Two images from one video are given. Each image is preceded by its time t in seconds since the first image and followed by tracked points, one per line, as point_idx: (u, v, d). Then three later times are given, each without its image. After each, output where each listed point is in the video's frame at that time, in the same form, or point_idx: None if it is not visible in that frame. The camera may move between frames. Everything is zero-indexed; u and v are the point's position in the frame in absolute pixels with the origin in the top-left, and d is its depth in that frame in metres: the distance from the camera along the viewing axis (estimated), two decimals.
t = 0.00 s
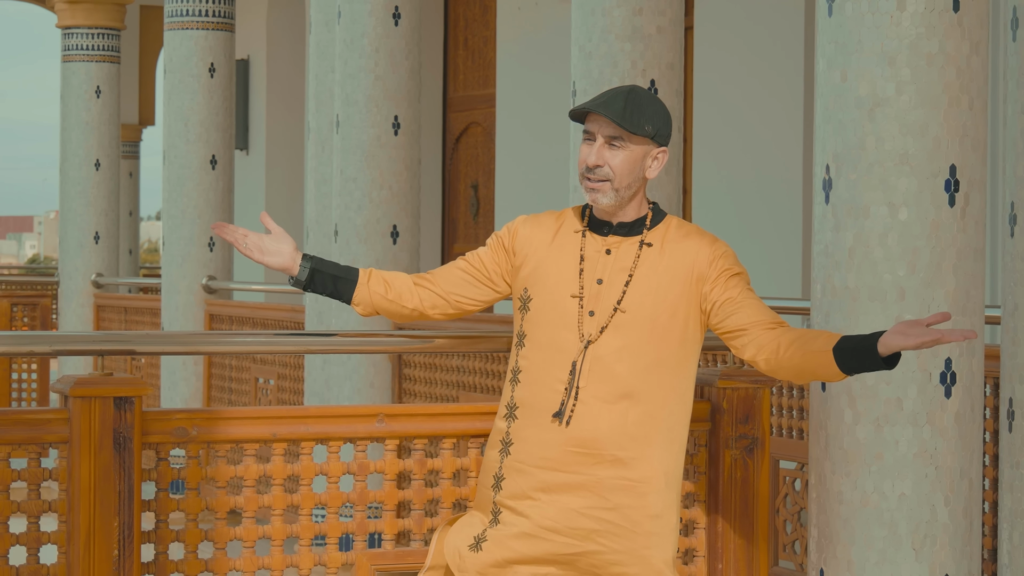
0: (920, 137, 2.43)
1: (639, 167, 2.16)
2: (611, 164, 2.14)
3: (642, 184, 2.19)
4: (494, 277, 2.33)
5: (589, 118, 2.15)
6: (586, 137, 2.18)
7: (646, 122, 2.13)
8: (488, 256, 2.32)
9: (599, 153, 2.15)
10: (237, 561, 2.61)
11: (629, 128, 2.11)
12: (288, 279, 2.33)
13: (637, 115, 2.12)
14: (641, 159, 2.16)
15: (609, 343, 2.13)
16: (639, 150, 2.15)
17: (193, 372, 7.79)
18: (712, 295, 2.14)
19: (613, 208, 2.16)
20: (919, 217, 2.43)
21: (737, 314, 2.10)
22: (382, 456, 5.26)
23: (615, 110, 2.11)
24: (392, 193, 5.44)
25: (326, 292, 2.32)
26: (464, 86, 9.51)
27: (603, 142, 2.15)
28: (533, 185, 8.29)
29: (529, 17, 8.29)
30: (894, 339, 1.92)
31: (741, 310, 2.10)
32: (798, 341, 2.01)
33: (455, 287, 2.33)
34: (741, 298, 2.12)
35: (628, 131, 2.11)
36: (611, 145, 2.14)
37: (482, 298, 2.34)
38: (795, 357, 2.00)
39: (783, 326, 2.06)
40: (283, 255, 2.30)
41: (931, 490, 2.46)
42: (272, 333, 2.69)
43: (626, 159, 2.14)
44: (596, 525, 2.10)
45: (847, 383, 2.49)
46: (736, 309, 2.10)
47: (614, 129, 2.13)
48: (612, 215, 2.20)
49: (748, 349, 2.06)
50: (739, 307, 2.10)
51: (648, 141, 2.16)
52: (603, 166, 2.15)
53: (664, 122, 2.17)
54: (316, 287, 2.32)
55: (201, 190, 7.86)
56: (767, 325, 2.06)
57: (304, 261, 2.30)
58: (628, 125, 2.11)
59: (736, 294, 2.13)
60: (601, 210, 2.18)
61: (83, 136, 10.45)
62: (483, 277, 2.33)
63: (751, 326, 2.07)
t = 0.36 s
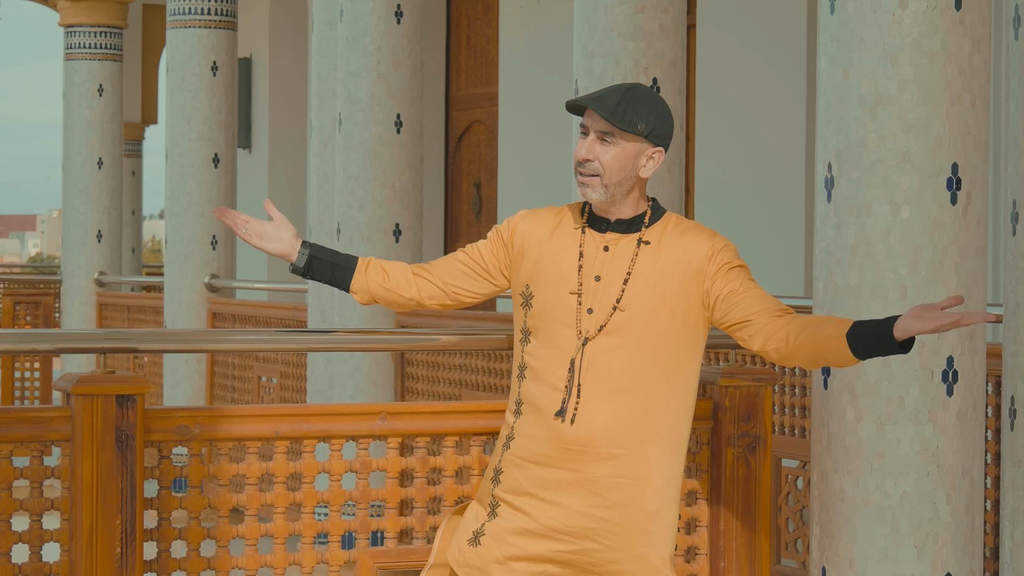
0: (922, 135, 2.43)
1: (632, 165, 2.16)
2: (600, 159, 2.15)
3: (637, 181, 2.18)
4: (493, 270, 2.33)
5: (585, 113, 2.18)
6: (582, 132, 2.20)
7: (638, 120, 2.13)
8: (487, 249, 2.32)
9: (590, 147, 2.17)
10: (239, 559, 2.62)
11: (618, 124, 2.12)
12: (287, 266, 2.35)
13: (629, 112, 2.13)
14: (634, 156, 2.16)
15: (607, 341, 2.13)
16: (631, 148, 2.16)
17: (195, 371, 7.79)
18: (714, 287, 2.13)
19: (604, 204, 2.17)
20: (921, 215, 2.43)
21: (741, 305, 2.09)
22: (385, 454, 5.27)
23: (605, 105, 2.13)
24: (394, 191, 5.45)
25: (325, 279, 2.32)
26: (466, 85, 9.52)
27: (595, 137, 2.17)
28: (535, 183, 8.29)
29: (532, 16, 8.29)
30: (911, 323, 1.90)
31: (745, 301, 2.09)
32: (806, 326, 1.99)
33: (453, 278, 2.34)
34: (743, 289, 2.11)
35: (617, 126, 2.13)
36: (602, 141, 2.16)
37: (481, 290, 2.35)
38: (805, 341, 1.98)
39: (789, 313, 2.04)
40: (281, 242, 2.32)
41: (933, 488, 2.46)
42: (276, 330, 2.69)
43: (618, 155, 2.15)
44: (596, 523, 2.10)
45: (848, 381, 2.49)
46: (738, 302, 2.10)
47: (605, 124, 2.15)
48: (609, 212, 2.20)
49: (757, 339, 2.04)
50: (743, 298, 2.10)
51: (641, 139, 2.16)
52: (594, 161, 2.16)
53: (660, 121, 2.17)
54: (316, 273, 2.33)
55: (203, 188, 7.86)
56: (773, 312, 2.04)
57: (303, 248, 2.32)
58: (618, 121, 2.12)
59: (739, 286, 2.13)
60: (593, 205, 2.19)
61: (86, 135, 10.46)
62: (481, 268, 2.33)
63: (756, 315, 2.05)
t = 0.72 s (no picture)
0: (927, 135, 2.43)
1: (633, 165, 2.15)
2: (602, 159, 2.15)
3: (637, 182, 2.18)
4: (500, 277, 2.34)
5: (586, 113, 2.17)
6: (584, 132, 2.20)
7: (640, 121, 2.13)
8: (492, 256, 2.33)
9: (591, 147, 2.16)
10: (244, 559, 2.62)
11: (619, 125, 2.12)
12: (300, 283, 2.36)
13: (631, 113, 2.13)
14: (635, 157, 2.16)
15: (611, 340, 2.13)
16: (632, 148, 2.15)
17: (200, 371, 7.80)
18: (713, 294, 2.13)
19: (605, 204, 2.17)
20: (926, 215, 2.43)
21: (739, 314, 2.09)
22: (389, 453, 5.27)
23: (607, 105, 2.12)
24: (399, 191, 5.45)
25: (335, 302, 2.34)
26: (471, 84, 9.52)
27: (596, 138, 2.16)
28: (539, 183, 8.29)
29: (536, 15, 8.29)
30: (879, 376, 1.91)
31: (743, 310, 2.09)
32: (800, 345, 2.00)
33: (461, 289, 2.33)
34: (741, 297, 2.11)
35: (618, 127, 2.12)
36: (603, 140, 2.16)
37: (489, 299, 2.35)
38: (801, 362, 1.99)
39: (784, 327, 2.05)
40: (291, 268, 2.31)
41: (938, 488, 2.46)
42: (280, 330, 2.69)
43: (619, 155, 2.15)
44: (601, 523, 2.10)
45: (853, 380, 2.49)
46: (736, 310, 2.10)
47: (606, 124, 2.15)
48: (610, 212, 2.20)
49: (753, 353, 2.06)
50: (741, 306, 2.09)
51: (642, 140, 2.16)
52: (595, 160, 2.16)
53: (662, 122, 2.16)
54: (325, 297, 2.34)
55: (208, 188, 7.86)
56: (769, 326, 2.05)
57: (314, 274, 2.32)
58: (619, 122, 2.12)
59: (737, 292, 2.12)
60: (594, 206, 2.19)
61: (91, 134, 10.48)
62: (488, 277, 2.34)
63: (752, 328, 2.06)
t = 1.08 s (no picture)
0: (932, 136, 2.43)
1: (626, 162, 2.14)
2: (596, 149, 2.15)
3: (632, 181, 2.16)
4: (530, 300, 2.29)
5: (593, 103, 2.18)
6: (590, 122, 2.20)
7: (640, 118, 2.13)
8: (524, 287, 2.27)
9: (590, 136, 2.16)
10: (249, 559, 2.62)
11: (617, 116, 2.12)
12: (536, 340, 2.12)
13: (631, 108, 2.13)
14: (631, 154, 2.14)
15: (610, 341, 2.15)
16: (629, 144, 2.14)
17: (204, 371, 7.81)
18: (689, 314, 2.14)
19: (598, 197, 2.17)
20: (931, 215, 2.43)
21: (703, 343, 2.12)
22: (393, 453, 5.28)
23: (610, 97, 2.13)
24: (403, 191, 5.46)
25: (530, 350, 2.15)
26: (474, 84, 9.52)
27: (597, 128, 2.16)
28: (543, 183, 8.29)
29: (540, 15, 8.29)
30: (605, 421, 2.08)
31: (709, 342, 2.12)
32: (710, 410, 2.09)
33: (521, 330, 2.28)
34: (710, 326, 2.12)
35: (616, 119, 2.12)
36: (603, 131, 2.15)
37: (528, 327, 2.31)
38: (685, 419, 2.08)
39: (730, 383, 2.12)
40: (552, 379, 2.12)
41: (943, 489, 2.46)
42: (285, 331, 2.70)
43: (614, 148, 2.14)
44: (605, 523, 2.10)
45: (858, 381, 2.49)
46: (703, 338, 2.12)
47: (607, 115, 2.14)
48: (611, 209, 2.20)
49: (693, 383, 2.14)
50: (709, 336, 2.12)
51: (641, 139, 2.14)
52: (591, 149, 2.16)
53: (664, 125, 2.15)
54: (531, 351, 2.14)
55: (212, 188, 7.87)
56: (714, 376, 2.11)
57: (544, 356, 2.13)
58: (617, 114, 2.12)
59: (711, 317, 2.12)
60: (588, 198, 2.19)
61: (94, 134, 10.49)
62: (518, 307, 2.27)
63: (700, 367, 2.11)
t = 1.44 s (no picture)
0: (936, 136, 2.43)
1: (640, 160, 2.14)
2: (611, 148, 2.13)
3: (644, 179, 2.16)
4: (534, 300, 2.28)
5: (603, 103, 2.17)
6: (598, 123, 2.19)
7: (653, 116, 2.13)
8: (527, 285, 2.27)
9: (603, 136, 2.15)
10: (253, 560, 2.62)
11: (632, 114, 2.11)
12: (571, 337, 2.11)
13: (644, 106, 2.12)
14: (644, 153, 2.14)
15: (614, 341, 2.15)
16: (641, 143, 2.14)
17: (207, 372, 7.81)
18: (694, 313, 2.15)
19: (611, 195, 2.16)
20: (934, 216, 2.43)
21: (709, 342, 2.14)
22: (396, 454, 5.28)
23: (623, 95, 2.12)
24: (406, 192, 5.46)
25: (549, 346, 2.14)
26: (478, 84, 9.52)
27: (610, 127, 2.15)
28: (547, 184, 8.29)
29: (544, 16, 8.29)
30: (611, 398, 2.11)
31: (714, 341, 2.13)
32: (710, 405, 2.11)
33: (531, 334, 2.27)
34: (715, 325, 2.14)
35: (631, 118, 2.12)
36: (616, 131, 2.14)
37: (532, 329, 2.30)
38: (683, 411, 2.10)
39: (734, 382, 2.14)
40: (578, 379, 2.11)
41: (947, 489, 2.46)
42: (288, 331, 2.69)
43: (628, 148, 2.13)
44: (607, 523, 2.11)
45: (862, 381, 2.49)
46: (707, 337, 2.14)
47: (620, 114, 2.14)
48: (618, 209, 2.20)
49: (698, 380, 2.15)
50: (713, 336, 2.14)
51: (653, 137, 2.14)
52: (605, 150, 2.15)
53: (673, 122, 2.16)
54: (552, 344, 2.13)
55: (215, 189, 7.87)
56: (717, 375, 2.13)
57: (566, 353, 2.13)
58: (633, 111, 2.11)
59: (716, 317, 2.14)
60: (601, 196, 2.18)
61: (98, 135, 10.50)
62: (525, 305, 2.26)
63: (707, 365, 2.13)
